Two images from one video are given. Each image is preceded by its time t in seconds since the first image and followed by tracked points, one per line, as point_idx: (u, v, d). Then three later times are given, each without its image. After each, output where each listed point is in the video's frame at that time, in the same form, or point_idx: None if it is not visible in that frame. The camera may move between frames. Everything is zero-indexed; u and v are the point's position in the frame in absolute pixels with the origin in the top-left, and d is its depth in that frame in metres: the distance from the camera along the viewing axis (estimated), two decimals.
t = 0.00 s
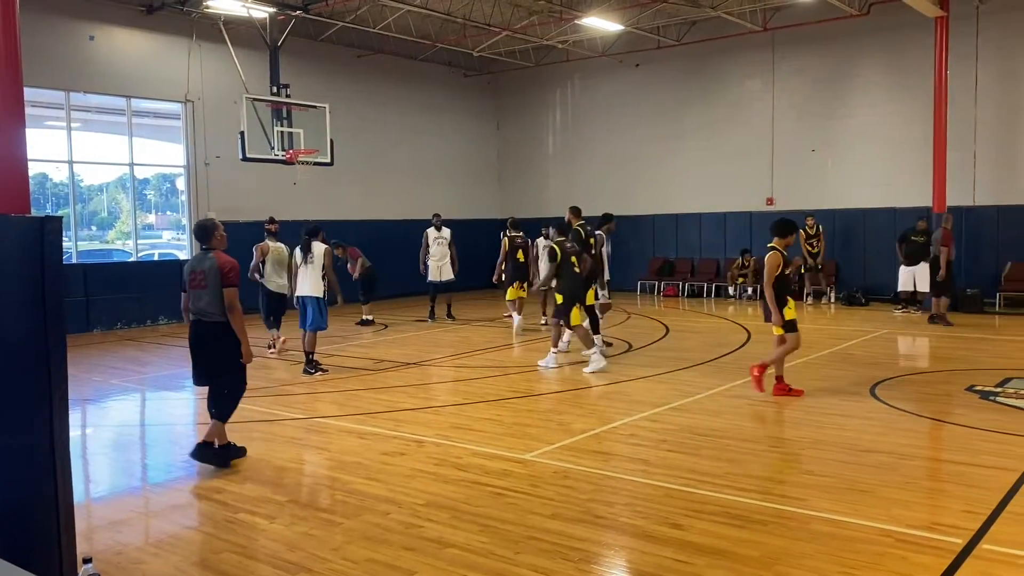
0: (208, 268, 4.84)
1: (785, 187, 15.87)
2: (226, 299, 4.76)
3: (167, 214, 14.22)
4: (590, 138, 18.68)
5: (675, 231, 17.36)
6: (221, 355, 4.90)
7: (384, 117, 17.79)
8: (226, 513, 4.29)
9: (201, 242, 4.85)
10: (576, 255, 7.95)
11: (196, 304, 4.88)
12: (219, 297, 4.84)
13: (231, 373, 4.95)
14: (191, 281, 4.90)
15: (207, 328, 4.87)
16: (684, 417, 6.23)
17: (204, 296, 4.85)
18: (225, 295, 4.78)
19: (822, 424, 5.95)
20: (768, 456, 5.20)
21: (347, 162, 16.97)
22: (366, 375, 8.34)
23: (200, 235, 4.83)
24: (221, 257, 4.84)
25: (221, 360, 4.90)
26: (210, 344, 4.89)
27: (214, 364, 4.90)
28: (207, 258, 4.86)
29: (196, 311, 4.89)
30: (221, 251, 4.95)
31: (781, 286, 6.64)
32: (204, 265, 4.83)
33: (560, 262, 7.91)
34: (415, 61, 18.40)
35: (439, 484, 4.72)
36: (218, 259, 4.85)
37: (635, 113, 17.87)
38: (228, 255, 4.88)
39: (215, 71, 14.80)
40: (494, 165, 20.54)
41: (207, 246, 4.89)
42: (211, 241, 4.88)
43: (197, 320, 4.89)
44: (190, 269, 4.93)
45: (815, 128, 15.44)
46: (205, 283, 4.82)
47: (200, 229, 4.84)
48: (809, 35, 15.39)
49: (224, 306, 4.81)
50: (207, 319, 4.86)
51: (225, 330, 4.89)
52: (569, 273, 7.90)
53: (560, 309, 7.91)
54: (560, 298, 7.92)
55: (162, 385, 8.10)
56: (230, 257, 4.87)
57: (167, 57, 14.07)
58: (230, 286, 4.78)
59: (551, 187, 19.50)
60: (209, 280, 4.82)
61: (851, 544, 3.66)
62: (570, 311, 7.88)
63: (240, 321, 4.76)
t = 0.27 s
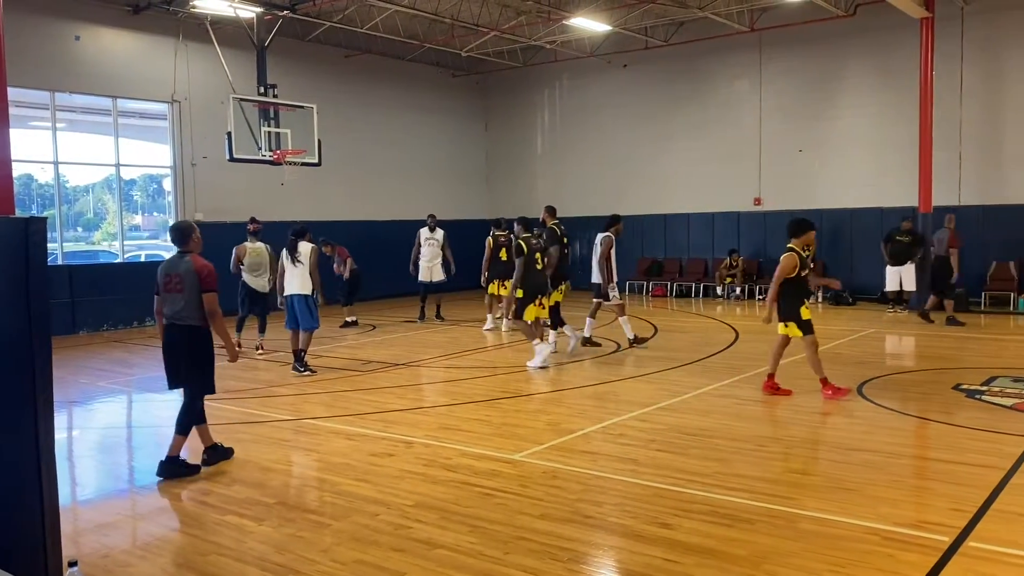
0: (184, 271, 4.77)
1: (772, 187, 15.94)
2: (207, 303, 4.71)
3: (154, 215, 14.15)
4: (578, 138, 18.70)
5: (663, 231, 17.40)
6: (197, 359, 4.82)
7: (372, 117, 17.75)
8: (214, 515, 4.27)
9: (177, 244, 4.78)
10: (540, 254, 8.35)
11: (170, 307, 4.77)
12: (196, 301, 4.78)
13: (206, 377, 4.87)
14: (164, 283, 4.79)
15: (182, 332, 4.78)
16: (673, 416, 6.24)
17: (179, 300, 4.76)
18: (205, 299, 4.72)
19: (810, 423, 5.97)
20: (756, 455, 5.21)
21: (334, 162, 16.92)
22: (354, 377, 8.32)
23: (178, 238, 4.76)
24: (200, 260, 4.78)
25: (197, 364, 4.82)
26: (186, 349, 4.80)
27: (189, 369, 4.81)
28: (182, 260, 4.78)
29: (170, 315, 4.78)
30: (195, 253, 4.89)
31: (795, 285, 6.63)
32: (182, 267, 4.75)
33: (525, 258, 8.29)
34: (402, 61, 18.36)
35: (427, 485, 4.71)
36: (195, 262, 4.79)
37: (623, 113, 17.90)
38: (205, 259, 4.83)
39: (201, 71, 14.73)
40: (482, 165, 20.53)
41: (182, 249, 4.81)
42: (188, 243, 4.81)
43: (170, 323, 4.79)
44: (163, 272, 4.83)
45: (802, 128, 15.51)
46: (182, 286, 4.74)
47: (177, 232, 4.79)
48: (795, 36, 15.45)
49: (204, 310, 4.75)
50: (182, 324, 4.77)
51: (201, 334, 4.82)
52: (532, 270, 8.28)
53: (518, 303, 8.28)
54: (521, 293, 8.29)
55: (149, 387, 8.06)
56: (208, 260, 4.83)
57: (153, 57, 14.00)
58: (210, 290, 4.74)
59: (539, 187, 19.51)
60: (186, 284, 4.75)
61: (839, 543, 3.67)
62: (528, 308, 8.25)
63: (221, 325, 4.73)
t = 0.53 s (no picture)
0: (153, 272, 4.66)
1: (754, 188, 16.03)
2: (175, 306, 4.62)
3: (135, 217, 14.05)
4: (562, 139, 18.72)
5: (647, 232, 17.47)
6: (161, 362, 4.71)
7: (355, 118, 17.70)
8: (196, 519, 4.24)
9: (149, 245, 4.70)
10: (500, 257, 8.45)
11: (136, 309, 4.66)
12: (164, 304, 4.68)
13: (170, 382, 4.77)
14: (130, 284, 4.68)
15: (146, 335, 4.66)
16: (656, 416, 6.26)
17: (145, 302, 4.65)
18: (173, 302, 4.63)
19: (791, 422, 6.01)
20: (738, 455, 5.23)
21: (317, 163, 16.86)
22: (337, 378, 8.29)
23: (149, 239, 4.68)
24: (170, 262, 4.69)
25: (160, 368, 4.71)
26: (150, 352, 4.68)
27: (153, 373, 4.70)
28: (152, 262, 4.68)
29: (135, 317, 4.67)
30: (166, 255, 4.80)
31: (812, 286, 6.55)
32: (150, 269, 4.65)
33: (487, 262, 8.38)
34: (385, 62, 18.31)
35: (410, 486, 4.70)
36: (165, 264, 4.69)
37: (606, 114, 17.94)
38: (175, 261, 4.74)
39: (183, 71, 14.64)
40: (466, 166, 20.52)
41: (152, 250, 4.72)
42: (159, 245, 4.72)
43: (135, 325, 4.67)
44: (130, 272, 4.71)
45: (783, 129, 15.61)
46: (149, 288, 4.64)
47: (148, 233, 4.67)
48: (777, 37, 15.54)
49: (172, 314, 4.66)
50: (148, 326, 4.66)
51: (167, 338, 4.72)
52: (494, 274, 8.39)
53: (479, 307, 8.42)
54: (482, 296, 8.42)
55: (130, 390, 8.00)
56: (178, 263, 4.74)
57: (134, 57, 13.91)
58: (179, 295, 4.65)
59: (523, 188, 19.53)
60: (154, 286, 4.64)
61: (820, 542, 3.69)
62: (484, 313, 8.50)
63: (189, 331, 4.65)
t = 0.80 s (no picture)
0: (121, 275, 4.61)
1: (737, 189, 16.11)
2: (143, 310, 4.56)
3: (115, 218, 13.94)
4: (546, 140, 18.73)
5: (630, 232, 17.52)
6: (131, 366, 4.66)
7: (338, 119, 17.64)
8: (178, 522, 4.21)
9: (118, 247, 4.66)
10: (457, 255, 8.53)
11: (104, 313, 4.62)
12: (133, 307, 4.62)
13: (140, 387, 4.72)
14: (99, 286, 4.64)
15: (115, 339, 4.62)
16: (640, 416, 6.28)
17: (113, 305, 4.60)
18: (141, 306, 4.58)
19: (773, 421, 6.05)
20: (721, 454, 5.27)
21: (299, 164, 16.79)
22: (321, 380, 8.26)
23: (118, 241, 4.64)
24: (138, 265, 4.63)
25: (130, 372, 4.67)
26: (119, 356, 4.64)
27: (122, 377, 4.66)
28: (120, 264, 4.63)
29: (104, 320, 4.63)
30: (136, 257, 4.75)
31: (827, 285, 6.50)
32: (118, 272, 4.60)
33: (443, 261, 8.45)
34: (368, 63, 18.26)
35: (394, 488, 4.69)
36: (134, 266, 4.64)
37: (589, 115, 17.97)
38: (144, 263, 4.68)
39: (163, 72, 14.54)
40: (449, 167, 20.49)
41: (122, 252, 4.67)
42: (128, 247, 4.67)
43: (104, 328, 4.63)
44: (99, 275, 4.67)
45: (765, 131, 15.71)
46: (118, 291, 4.59)
47: (117, 235, 4.63)
48: (758, 39, 15.62)
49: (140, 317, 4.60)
50: (116, 329, 4.62)
51: (136, 342, 4.67)
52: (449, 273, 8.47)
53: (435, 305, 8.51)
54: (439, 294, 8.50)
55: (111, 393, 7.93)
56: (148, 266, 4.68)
57: (114, 57, 13.79)
58: (147, 297, 4.58)
59: (506, 189, 19.52)
60: (122, 289, 4.59)
61: (801, 540, 3.72)
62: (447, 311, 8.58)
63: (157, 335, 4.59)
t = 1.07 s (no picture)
0: (88, 277, 4.56)
1: (721, 189, 16.17)
2: (111, 311, 4.51)
3: (97, 219, 13.81)
4: (531, 141, 18.73)
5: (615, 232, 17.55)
6: (102, 370, 4.61)
7: (322, 119, 17.57)
8: (161, 526, 4.17)
9: (83, 250, 4.61)
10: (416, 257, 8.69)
11: (72, 316, 4.57)
12: (102, 309, 4.58)
13: (113, 390, 4.67)
14: (66, 289, 4.58)
15: (85, 342, 4.57)
16: (626, 416, 6.29)
17: (81, 308, 4.55)
18: (109, 307, 4.53)
19: (759, 420, 6.07)
20: (707, 454, 5.28)
21: (283, 165, 16.71)
22: (305, 381, 8.22)
23: (83, 243, 4.59)
24: (104, 266, 4.59)
25: (102, 375, 4.61)
26: (89, 359, 4.59)
27: (93, 381, 4.60)
28: (86, 267, 4.58)
29: (72, 323, 4.58)
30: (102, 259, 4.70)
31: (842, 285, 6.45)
32: (84, 274, 4.55)
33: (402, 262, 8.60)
34: (352, 63, 18.20)
35: (380, 490, 4.67)
36: (100, 267, 4.59)
37: (574, 115, 17.99)
38: (111, 265, 4.64)
39: (145, 71, 14.43)
40: (434, 167, 20.44)
41: (87, 254, 4.62)
42: (94, 249, 4.62)
43: (72, 332, 4.58)
44: (65, 278, 4.61)
45: (748, 132, 15.78)
46: (85, 294, 4.54)
47: (82, 236, 4.58)
48: (742, 39, 15.68)
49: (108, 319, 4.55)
50: (85, 332, 4.57)
51: (106, 344, 4.62)
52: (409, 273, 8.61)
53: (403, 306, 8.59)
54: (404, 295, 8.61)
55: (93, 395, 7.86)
56: (114, 267, 4.63)
57: (94, 57, 13.67)
58: (115, 298, 4.54)
59: (491, 189, 19.51)
60: (89, 291, 4.54)
61: (787, 539, 3.73)
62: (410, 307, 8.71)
63: (126, 336, 4.54)
